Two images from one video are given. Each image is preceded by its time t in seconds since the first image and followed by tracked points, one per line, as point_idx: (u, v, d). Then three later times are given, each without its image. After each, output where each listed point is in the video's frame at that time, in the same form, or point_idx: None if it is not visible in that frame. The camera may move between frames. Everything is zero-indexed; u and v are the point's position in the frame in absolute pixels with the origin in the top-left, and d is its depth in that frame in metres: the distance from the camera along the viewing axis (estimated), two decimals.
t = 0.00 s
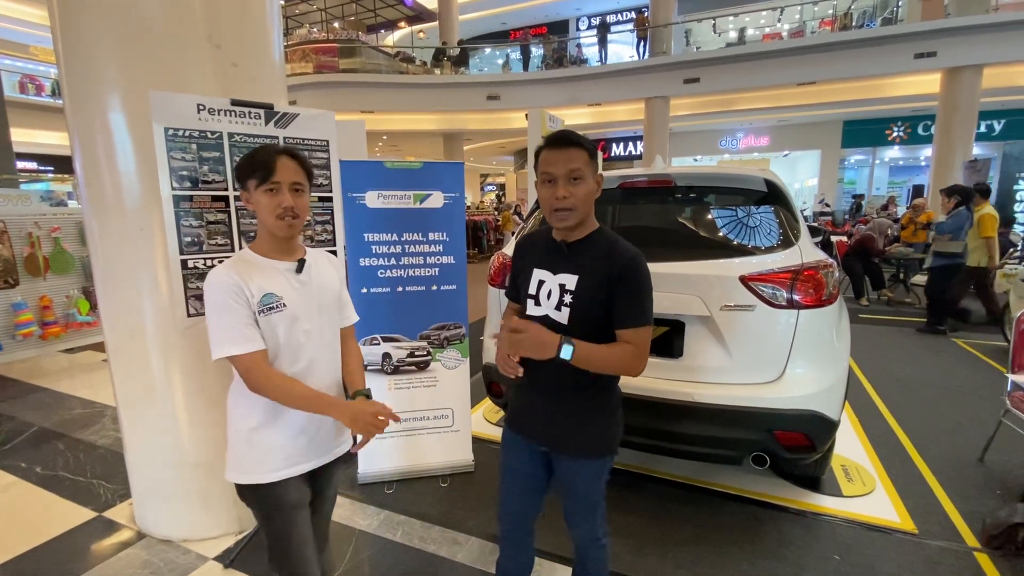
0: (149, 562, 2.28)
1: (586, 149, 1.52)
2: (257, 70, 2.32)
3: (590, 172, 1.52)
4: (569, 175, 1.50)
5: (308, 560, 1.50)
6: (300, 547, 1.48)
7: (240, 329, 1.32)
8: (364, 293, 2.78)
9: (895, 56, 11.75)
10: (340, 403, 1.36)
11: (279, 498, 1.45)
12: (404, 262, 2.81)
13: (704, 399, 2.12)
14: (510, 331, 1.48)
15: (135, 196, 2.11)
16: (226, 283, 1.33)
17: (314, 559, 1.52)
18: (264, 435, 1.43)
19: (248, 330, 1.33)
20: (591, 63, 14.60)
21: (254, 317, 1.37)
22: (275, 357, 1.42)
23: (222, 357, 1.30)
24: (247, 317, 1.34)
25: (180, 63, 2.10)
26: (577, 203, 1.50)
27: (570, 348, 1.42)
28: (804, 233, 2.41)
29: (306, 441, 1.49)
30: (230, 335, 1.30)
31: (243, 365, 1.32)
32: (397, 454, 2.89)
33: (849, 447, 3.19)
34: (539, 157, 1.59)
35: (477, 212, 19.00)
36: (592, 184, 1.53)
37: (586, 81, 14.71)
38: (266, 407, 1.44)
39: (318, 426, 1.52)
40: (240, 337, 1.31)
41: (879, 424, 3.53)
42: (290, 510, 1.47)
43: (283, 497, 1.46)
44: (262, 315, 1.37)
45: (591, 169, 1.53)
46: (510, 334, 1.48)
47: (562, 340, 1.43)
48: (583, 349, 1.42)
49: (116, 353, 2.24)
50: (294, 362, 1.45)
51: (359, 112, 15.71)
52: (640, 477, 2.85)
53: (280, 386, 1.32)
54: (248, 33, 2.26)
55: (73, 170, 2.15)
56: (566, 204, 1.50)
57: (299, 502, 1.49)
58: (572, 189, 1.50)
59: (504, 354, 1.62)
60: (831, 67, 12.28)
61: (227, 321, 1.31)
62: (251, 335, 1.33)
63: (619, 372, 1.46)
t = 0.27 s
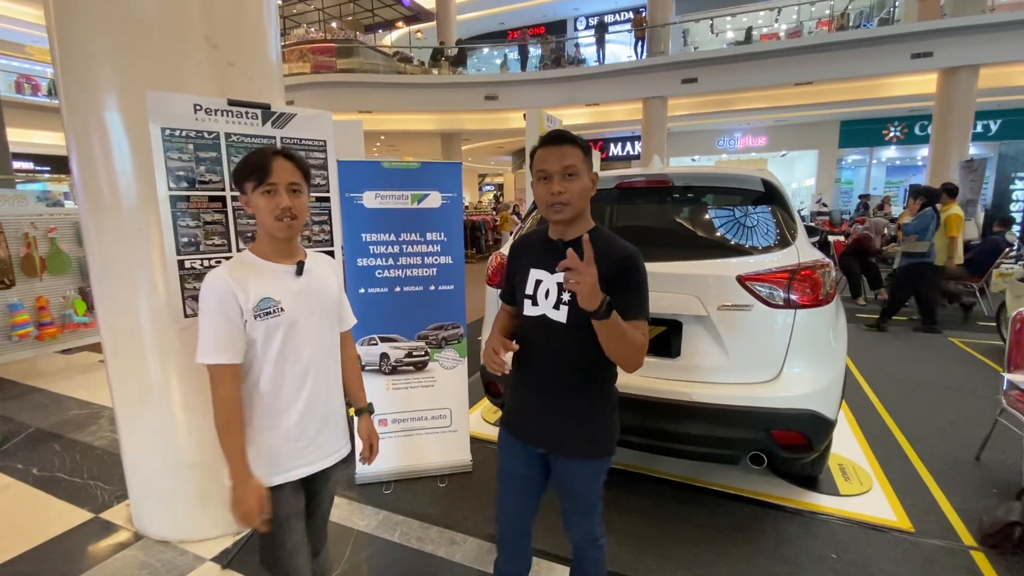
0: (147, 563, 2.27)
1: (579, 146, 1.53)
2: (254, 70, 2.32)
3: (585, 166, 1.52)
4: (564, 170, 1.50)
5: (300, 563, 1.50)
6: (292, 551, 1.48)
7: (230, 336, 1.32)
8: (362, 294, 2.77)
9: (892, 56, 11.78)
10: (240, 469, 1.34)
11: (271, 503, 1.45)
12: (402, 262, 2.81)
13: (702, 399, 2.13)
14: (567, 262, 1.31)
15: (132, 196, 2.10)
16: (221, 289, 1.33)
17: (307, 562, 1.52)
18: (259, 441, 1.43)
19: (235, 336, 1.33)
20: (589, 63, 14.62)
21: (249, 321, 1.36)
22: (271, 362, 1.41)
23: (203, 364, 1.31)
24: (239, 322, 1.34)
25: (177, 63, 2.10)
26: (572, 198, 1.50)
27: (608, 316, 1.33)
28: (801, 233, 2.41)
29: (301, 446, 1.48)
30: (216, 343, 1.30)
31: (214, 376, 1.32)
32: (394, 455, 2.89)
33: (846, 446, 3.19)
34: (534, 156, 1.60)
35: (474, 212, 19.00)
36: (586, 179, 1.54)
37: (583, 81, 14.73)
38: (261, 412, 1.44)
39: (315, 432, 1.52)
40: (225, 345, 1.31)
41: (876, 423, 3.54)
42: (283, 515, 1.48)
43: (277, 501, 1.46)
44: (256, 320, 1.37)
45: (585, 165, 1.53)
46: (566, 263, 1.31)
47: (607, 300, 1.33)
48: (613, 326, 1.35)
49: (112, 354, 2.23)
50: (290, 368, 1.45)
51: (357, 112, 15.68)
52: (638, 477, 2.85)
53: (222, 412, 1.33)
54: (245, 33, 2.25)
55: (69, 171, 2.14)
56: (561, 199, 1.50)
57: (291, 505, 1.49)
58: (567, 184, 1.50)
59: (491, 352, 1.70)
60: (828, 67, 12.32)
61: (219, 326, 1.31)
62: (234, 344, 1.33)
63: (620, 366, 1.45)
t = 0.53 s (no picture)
0: (144, 564, 2.27)
1: (578, 146, 1.54)
2: (251, 70, 2.31)
3: (583, 166, 1.53)
4: (563, 169, 1.50)
5: (297, 563, 1.51)
6: (289, 552, 1.49)
7: (214, 336, 1.33)
8: (360, 294, 2.77)
9: (889, 56, 11.80)
10: (162, 464, 1.33)
11: (265, 504, 1.45)
12: (400, 262, 2.81)
13: (698, 398, 2.13)
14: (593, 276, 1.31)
15: (129, 196, 2.10)
16: (217, 289, 1.32)
17: (304, 563, 1.53)
18: (251, 442, 1.43)
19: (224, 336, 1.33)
20: (587, 63, 14.62)
21: (244, 323, 1.37)
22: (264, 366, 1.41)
23: (186, 361, 1.32)
24: (232, 322, 1.34)
25: (173, 62, 2.10)
26: (571, 197, 1.50)
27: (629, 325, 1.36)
28: (798, 233, 2.42)
29: (298, 448, 1.48)
30: (199, 341, 1.31)
31: (190, 374, 1.33)
32: (392, 455, 2.89)
33: (843, 445, 3.20)
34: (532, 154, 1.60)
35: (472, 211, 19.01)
36: (584, 179, 1.54)
37: (581, 81, 14.73)
38: (255, 413, 1.43)
39: (310, 435, 1.52)
40: (207, 346, 1.32)
41: (873, 422, 3.55)
42: (278, 518, 1.48)
43: (271, 502, 1.46)
44: (253, 321, 1.37)
45: (583, 165, 1.53)
46: (591, 278, 1.30)
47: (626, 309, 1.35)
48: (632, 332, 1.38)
49: (109, 355, 2.22)
50: (285, 371, 1.44)
51: (355, 112, 15.66)
52: (636, 476, 2.85)
53: (177, 405, 1.34)
54: (242, 33, 2.25)
55: (65, 170, 2.13)
56: (559, 198, 1.50)
57: (286, 508, 1.49)
58: (564, 184, 1.50)
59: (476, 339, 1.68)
60: (825, 67, 12.33)
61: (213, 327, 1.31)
62: (219, 343, 1.34)
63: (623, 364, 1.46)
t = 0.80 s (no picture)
0: (142, 565, 2.27)
1: (579, 147, 1.54)
2: (248, 71, 2.32)
3: (584, 168, 1.53)
4: (565, 171, 1.51)
5: (292, 563, 1.51)
6: (285, 552, 1.50)
7: (230, 341, 1.30)
8: (357, 295, 2.78)
9: (887, 56, 11.82)
10: (255, 471, 1.33)
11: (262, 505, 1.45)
12: (398, 263, 2.81)
13: (696, 398, 2.13)
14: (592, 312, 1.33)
15: (126, 197, 2.10)
16: (221, 292, 1.31)
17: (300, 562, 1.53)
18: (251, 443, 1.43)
19: (235, 340, 1.32)
20: (585, 63, 14.63)
21: (250, 325, 1.36)
22: (267, 367, 1.41)
23: (201, 368, 1.29)
24: (238, 325, 1.32)
25: (170, 63, 2.09)
26: (572, 199, 1.50)
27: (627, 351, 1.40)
28: (795, 233, 2.42)
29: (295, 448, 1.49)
30: (214, 346, 1.29)
31: (213, 381, 1.30)
32: (391, 455, 2.89)
33: (841, 445, 3.20)
34: (533, 155, 1.60)
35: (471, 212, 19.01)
36: (584, 180, 1.54)
37: (580, 81, 14.74)
38: (253, 414, 1.43)
39: (307, 433, 1.53)
40: (225, 350, 1.30)
41: (871, 422, 3.56)
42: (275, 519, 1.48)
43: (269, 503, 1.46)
44: (256, 323, 1.36)
45: (583, 166, 1.54)
46: (588, 316, 1.34)
47: (622, 334, 1.37)
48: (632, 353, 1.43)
49: (107, 356, 2.22)
50: (285, 371, 1.45)
51: (353, 112, 15.66)
52: (634, 476, 2.86)
53: (223, 413, 1.31)
54: (239, 34, 2.25)
55: (62, 171, 2.13)
56: (560, 199, 1.50)
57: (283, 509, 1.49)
58: (566, 184, 1.50)
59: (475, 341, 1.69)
60: (823, 67, 12.34)
61: (222, 330, 1.29)
62: (234, 348, 1.31)
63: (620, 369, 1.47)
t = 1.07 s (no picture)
0: (140, 566, 2.26)
1: (577, 146, 1.54)
2: (246, 71, 2.31)
3: (583, 167, 1.53)
4: (564, 170, 1.50)
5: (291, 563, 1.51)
6: (283, 552, 1.49)
7: (243, 334, 1.29)
8: (356, 295, 2.77)
9: (885, 56, 11.83)
10: (328, 429, 1.31)
11: (258, 505, 1.45)
12: (396, 263, 2.80)
13: (695, 398, 2.13)
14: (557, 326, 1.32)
15: (123, 197, 2.09)
16: (227, 288, 1.30)
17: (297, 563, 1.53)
18: (251, 441, 1.42)
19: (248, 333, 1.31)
20: (584, 63, 14.64)
21: (255, 321, 1.35)
22: (269, 363, 1.42)
23: (219, 363, 1.26)
24: (246, 320, 1.32)
25: (167, 63, 2.09)
26: (571, 198, 1.50)
27: (606, 352, 1.38)
28: (793, 232, 2.42)
29: (294, 445, 1.50)
30: (230, 340, 1.27)
31: (235, 374, 1.28)
32: (390, 455, 2.88)
33: (839, 444, 3.20)
34: (531, 155, 1.60)
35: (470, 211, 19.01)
36: (582, 179, 1.54)
37: (579, 81, 14.74)
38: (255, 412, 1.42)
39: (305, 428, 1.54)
40: (242, 343, 1.28)
41: (870, 421, 3.56)
42: (272, 519, 1.48)
43: (265, 503, 1.46)
44: (260, 320, 1.37)
45: (582, 165, 1.53)
46: (550, 332, 1.34)
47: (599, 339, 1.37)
48: (615, 352, 1.39)
49: (105, 357, 2.22)
50: (286, 366, 1.46)
51: (352, 112, 15.65)
52: (632, 476, 2.86)
53: (260, 393, 1.29)
54: (237, 33, 2.25)
55: (59, 171, 2.12)
56: (560, 198, 1.49)
57: (281, 508, 1.49)
58: (564, 184, 1.50)
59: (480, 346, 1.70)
60: (822, 66, 12.35)
61: (232, 324, 1.28)
62: (249, 340, 1.31)
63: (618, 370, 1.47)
